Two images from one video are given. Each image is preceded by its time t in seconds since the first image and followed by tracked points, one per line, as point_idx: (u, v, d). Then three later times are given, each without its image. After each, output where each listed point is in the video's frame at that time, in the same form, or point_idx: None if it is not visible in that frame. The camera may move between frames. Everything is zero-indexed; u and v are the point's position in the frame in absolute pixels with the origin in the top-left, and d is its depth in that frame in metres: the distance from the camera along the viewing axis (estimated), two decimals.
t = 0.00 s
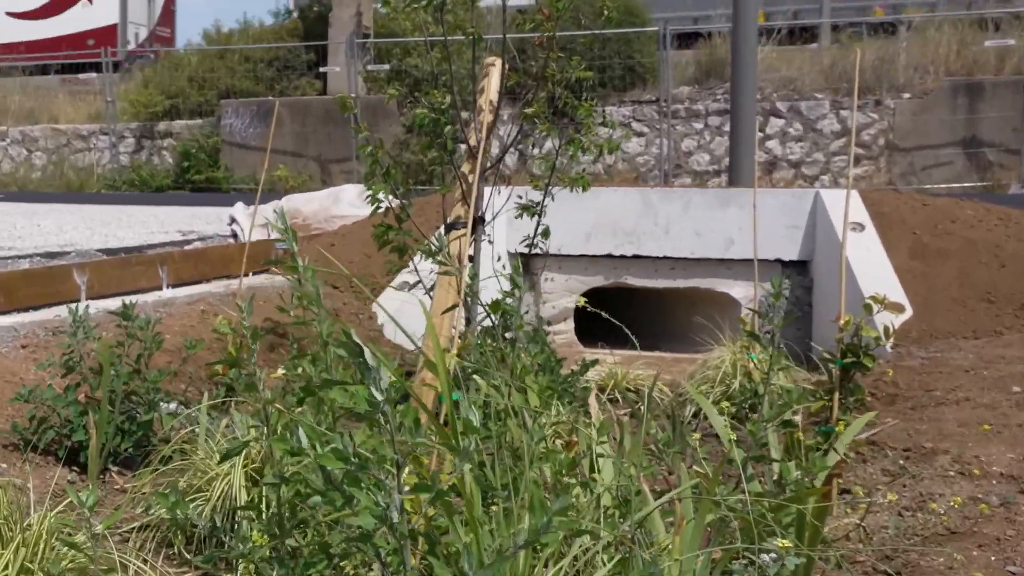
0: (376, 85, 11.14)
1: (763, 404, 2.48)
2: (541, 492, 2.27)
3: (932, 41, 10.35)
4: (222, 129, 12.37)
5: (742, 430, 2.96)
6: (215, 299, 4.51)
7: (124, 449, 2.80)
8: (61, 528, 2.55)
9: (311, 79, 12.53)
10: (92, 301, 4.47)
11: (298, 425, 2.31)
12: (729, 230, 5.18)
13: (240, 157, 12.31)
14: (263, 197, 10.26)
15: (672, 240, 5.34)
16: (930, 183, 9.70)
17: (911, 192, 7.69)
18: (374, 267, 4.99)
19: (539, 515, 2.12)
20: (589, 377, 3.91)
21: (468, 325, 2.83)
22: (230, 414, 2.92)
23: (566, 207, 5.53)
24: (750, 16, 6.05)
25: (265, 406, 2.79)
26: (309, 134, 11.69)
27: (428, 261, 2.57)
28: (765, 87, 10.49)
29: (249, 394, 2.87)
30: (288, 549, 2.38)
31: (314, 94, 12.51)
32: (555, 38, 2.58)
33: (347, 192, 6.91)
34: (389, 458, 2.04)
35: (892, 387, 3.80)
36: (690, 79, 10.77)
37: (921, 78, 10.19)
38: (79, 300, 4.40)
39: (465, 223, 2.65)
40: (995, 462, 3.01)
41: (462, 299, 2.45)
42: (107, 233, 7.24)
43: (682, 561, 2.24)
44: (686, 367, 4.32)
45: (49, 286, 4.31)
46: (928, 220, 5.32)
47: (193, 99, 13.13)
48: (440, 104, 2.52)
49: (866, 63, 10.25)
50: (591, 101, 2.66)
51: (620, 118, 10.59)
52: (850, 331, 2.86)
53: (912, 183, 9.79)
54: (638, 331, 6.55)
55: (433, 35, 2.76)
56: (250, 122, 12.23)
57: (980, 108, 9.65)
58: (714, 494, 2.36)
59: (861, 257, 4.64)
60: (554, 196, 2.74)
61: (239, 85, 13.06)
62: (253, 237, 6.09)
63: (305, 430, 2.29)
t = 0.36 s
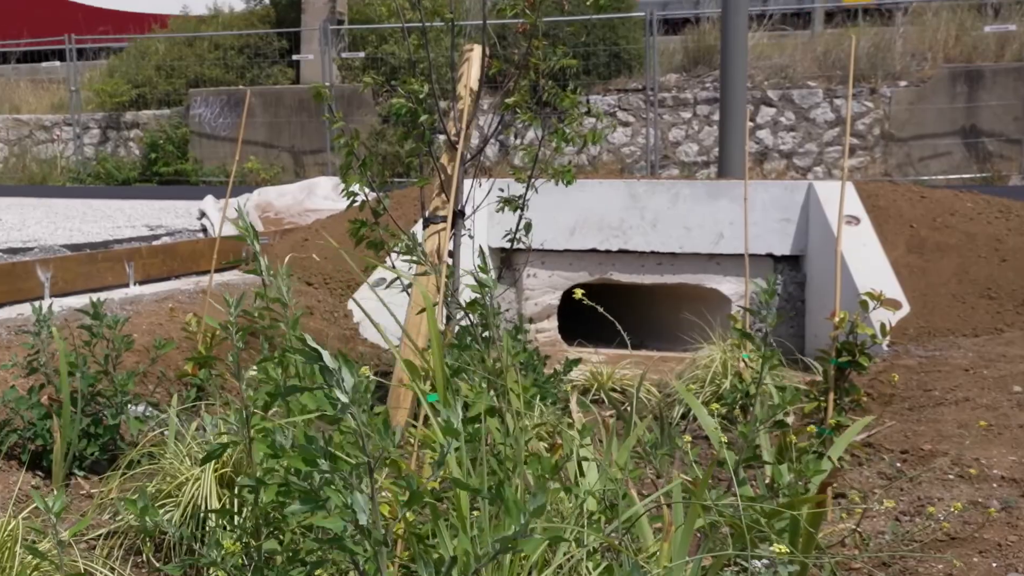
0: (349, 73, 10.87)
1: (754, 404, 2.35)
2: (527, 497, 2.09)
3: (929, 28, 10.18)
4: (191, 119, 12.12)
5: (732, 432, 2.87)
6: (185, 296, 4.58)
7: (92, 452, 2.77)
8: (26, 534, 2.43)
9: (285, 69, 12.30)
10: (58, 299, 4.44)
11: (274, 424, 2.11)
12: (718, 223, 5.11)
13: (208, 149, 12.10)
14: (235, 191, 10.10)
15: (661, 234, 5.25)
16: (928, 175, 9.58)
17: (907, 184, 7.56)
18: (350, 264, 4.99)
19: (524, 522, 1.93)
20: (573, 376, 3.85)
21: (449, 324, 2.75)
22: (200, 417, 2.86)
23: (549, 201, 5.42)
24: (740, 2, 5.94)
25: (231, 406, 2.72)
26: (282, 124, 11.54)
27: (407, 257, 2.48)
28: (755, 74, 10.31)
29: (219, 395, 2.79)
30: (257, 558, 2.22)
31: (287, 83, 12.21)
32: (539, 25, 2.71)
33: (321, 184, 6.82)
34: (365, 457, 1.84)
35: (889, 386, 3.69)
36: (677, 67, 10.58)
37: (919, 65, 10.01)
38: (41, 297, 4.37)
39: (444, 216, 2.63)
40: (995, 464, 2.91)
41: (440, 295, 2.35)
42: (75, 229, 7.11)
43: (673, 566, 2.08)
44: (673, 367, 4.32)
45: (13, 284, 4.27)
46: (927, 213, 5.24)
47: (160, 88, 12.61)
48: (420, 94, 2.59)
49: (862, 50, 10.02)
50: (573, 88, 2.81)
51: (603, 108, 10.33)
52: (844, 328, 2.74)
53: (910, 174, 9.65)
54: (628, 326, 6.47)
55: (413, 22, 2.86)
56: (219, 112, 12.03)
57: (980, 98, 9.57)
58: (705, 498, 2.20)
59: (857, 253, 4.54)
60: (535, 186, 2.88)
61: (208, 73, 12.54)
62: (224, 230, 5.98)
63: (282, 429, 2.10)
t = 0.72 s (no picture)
0: (341, 67, 10.65)
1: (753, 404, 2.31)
2: (520, 498, 2.02)
3: (926, 25, 10.21)
4: (179, 114, 12.15)
5: (728, 432, 2.83)
6: (173, 295, 4.55)
7: (79, 453, 2.75)
8: (13, 536, 2.39)
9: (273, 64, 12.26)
10: (44, 297, 4.42)
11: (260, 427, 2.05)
12: (714, 222, 5.08)
13: (199, 145, 12.14)
14: (223, 187, 10.01)
15: (656, 233, 5.21)
16: (928, 171, 9.55)
17: (907, 180, 7.51)
18: (341, 262, 4.95)
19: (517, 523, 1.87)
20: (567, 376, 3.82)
21: (442, 324, 2.71)
22: (187, 417, 2.83)
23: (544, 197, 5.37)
24: None
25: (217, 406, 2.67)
26: (272, 119, 11.51)
27: (399, 254, 2.45)
28: (753, 69, 10.33)
29: (207, 394, 2.75)
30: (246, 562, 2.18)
31: (277, 77, 12.10)
32: (533, 18, 2.69)
33: (311, 180, 6.81)
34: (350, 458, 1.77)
35: (888, 386, 3.66)
36: (674, 61, 10.57)
37: (918, 60, 9.99)
38: (27, 296, 4.36)
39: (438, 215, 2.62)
40: (996, 465, 2.88)
41: (432, 294, 2.31)
42: (61, 226, 7.08)
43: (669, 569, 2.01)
44: (670, 365, 4.28)
45: None
46: (928, 210, 5.21)
47: (148, 82, 12.56)
48: (412, 90, 2.59)
49: (861, 45, 10.00)
50: (567, 83, 2.79)
51: (599, 103, 10.32)
52: (841, 327, 2.71)
53: (910, 170, 9.62)
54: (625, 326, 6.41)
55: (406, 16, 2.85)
56: (207, 108, 12.02)
57: (981, 93, 9.49)
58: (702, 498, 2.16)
59: (856, 251, 4.50)
60: (529, 185, 2.87)
61: (197, 68, 12.42)
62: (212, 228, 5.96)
63: (268, 434, 2.02)
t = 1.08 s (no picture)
0: (342, 66, 10.82)
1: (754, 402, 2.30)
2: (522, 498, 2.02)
3: (929, 23, 10.16)
4: (180, 113, 12.13)
5: (729, 431, 2.83)
6: (174, 293, 4.54)
7: (80, 452, 2.76)
8: (15, 535, 2.39)
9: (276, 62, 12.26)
10: (45, 295, 4.42)
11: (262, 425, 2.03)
12: (715, 221, 5.08)
13: (200, 143, 12.13)
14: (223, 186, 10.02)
15: (657, 232, 5.21)
16: (929, 171, 9.56)
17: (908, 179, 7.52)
18: (342, 261, 4.95)
19: (519, 521, 1.87)
20: (568, 376, 3.83)
21: (443, 322, 2.72)
22: (189, 416, 2.83)
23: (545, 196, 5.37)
24: None
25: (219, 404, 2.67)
26: (273, 118, 11.51)
27: (399, 253, 2.45)
28: (754, 68, 10.31)
29: (208, 392, 2.75)
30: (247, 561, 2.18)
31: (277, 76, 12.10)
32: (533, 16, 2.69)
33: (312, 179, 6.81)
34: (357, 458, 1.77)
35: (889, 385, 3.66)
36: (675, 61, 10.55)
37: (920, 59, 9.97)
38: (28, 294, 4.36)
39: (439, 214, 2.62)
40: (997, 465, 2.87)
41: (433, 292, 2.30)
42: (62, 224, 7.08)
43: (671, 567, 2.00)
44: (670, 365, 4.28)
45: None
46: (929, 210, 5.20)
47: (150, 81, 12.53)
48: (413, 89, 2.60)
49: (863, 44, 9.97)
50: (567, 81, 2.79)
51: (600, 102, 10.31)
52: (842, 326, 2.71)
53: (911, 169, 9.63)
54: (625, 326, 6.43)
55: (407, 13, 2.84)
56: (208, 106, 12.03)
57: (983, 92, 9.53)
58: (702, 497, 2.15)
59: (857, 250, 4.49)
60: (530, 183, 2.87)
61: (198, 66, 12.43)
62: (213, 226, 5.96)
63: (268, 432, 2.02)
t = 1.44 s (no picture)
0: (343, 64, 10.83)
1: (755, 401, 2.30)
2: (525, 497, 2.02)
3: (931, 22, 10.15)
4: (181, 112, 12.13)
5: (731, 430, 2.82)
6: (176, 292, 4.53)
7: (80, 450, 2.75)
8: (15, 534, 2.39)
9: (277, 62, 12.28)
10: (47, 294, 4.42)
11: (264, 424, 2.03)
12: (716, 220, 5.08)
13: (201, 142, 12.10)
14: (224, 185, 10.03)
15: (658, 231, 5.21)
16: (931, 170, 9.55)
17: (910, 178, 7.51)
18: (343, 259, 4.95)
19: (521, 520, 1.86)
20: (570, 374, 3.83)
21: (444, 321, 2.72)
22: (190, 414, 2.83)
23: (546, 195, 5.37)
24: None
25: (220, 403, 2.67)
26: (274, 117, 11.52)
27: (402, 252, 2.45)
28: (756, 67, 10.33)
29: (210, 390, 2.75)
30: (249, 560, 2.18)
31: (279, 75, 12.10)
32: (534, 15, 2.69)
33: (314, 178, 6.81)
34: (357, 457, 1.75)
35: (891, 385, 3.65)
36: (677, 60, 10.56)
37: (921, 58, 9.95)
38: (29, 292, 4.35)
39: (441, 212, 2.62)
40: (999, 465, 2.87)
41: (435, 290, 2.30)
42: (63, 223, 7.09)
43: (672, 566, 2.00)
44: (672, 364, 4.28)
45: None
46: (931, 209, 5.21)
47: (150, 80, 12.57)
48: (417, 87, 2.60)
49: (865, 43, 9.96)
50: (569, 79, 2.79)
51: (601, 101, 10.32)
52: (844, 324, 2.71)
53: (912, 169, 9.62)
54: (626, 324, 6.45)
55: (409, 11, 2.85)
56: (209, 105, 12.04)
57: (985, 91, 9.53)
58: (704, 497, 2.15)
59: (858, 250, 4.49)
60: (532, 181, 2.88)
61: (199, 65, 12.44)
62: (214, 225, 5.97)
63: (270, 429, 2.02)
